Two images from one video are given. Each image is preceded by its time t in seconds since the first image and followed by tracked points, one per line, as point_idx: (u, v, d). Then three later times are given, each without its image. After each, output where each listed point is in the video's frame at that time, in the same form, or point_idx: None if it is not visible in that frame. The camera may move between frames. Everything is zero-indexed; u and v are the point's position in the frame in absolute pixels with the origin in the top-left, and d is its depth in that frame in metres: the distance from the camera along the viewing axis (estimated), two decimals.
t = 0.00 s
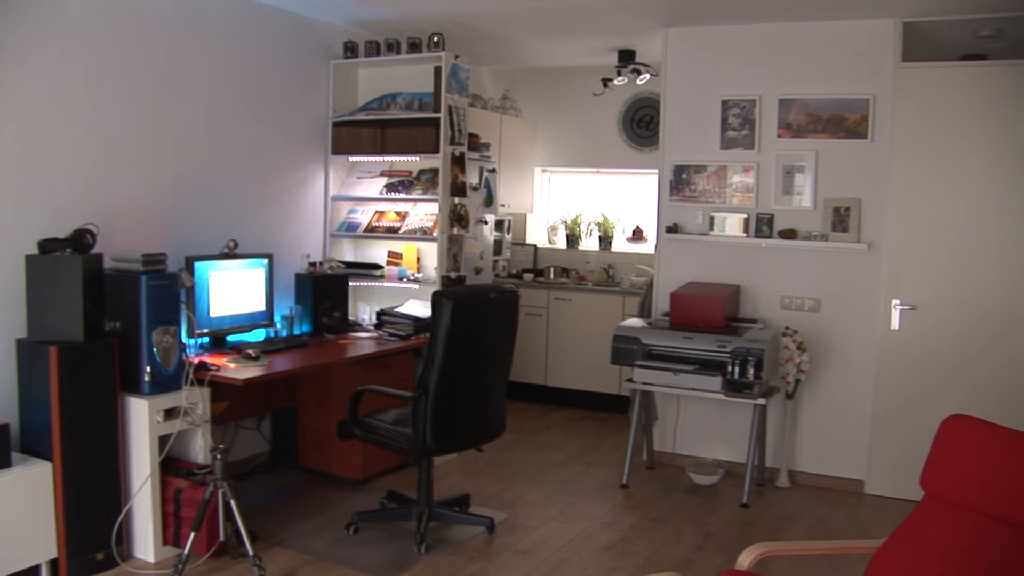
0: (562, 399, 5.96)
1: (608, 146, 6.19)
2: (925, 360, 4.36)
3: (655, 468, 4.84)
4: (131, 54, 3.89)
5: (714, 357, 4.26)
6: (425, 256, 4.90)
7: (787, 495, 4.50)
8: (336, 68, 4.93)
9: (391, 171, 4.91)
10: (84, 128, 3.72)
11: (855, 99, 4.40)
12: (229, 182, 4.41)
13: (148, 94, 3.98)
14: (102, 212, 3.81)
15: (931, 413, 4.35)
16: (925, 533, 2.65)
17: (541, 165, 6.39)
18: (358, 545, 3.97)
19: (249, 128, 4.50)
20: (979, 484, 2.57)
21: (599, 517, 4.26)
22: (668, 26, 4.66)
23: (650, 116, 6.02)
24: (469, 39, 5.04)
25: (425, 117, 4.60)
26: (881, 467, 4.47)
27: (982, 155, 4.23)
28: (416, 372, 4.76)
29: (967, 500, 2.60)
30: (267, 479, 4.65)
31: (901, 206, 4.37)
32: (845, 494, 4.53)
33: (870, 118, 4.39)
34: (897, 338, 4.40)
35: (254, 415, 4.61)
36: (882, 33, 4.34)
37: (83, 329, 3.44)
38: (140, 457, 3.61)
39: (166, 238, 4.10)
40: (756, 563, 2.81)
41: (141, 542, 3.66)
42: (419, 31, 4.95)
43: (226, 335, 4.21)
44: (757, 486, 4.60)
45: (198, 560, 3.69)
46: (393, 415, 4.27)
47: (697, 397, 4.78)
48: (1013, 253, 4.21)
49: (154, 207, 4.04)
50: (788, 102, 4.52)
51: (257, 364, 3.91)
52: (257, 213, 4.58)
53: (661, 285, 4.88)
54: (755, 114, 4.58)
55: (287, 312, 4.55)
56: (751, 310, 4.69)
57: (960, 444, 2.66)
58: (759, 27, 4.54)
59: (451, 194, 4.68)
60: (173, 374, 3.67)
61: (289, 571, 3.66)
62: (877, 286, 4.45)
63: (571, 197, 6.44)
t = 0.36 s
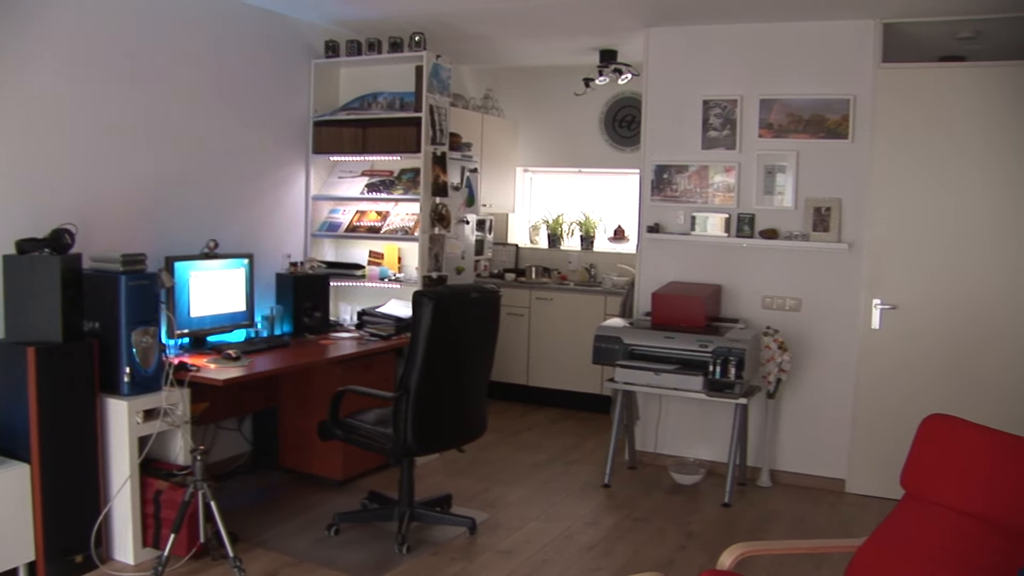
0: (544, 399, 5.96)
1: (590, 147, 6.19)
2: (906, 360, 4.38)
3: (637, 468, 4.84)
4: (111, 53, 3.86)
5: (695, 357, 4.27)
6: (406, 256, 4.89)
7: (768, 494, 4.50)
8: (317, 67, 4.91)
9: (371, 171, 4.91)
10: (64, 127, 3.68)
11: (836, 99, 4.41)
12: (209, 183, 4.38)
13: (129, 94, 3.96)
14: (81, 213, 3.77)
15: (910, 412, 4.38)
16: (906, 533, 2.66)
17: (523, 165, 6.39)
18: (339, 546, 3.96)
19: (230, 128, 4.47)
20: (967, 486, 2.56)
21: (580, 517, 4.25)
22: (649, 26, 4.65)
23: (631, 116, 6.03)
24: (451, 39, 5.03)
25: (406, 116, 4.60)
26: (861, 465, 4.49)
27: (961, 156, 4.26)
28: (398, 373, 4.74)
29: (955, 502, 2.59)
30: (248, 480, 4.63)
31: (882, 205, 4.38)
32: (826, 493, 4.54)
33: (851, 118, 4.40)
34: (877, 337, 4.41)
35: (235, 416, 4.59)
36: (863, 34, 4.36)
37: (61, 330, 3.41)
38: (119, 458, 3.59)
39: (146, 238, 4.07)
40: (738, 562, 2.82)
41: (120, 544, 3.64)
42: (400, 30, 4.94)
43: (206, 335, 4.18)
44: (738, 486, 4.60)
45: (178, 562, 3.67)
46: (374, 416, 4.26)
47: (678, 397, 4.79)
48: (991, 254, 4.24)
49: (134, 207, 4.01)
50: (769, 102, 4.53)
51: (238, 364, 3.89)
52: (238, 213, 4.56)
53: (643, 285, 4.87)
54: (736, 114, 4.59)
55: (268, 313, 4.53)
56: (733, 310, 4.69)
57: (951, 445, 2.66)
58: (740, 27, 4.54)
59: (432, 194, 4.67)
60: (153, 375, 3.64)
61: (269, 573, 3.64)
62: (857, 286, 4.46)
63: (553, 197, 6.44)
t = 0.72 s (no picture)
0: (523, 400, 5.95)
1: (569, 147, 6.19)
2: (883, 359, 4.40)
3: (616, 468, 4.84)
4: (88, 54, 3.83)
5: (674, 357, 4.27)
6: (384, 257, 4.85)
7: (746, 493, 4.51)
8: (294, 68, 4.89)
9: (349, 172, 4.88)
10: (40, 128, 3.65)
11: (812, 99, 4.43)
12: (185, 183, 4.35)
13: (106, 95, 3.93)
14: (57, 215, 3.73)
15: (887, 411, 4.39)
16: (883, 529, 2.68)
17: (501, 165, 6.38)
18: (317, 548, 3.94)
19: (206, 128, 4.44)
20: (948, 485, 2.58)
21: (560, 517, 4.25)
22: (627, 26, 4.65)
23: (609, 116, 6.03)
24: (428, 39, 5.02)
25: (384, 116, 4.58)
26: (839, 464, 4.50)
27: (935, 156, 4.29)
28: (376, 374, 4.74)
29: (937, 501, 2.60)
30: (225, 483, 4.60)
31: (858, 205, 4.40)
32: (804, 491, 4.55)
33: (827, 118, 4.42)
34: (855, 336, 4.43)
35: (212, 418, 4.56)
36: (839, 35, 4.37)
37: (36, 333, 3.38)
38: (95, 462, 3.56)
39: (122, 239, 4.04)
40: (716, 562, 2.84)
41: (97, 548, 3.61)
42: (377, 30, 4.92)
43: (183, 338, 4.16)
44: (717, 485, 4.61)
45: (155, 566, 3.64)
46: (352, 418, 4.25)
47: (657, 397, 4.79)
48: (966, 253, 4.28)
49: (111, 208, 3.98)
50: (746, 102, 4.54)
51: (215, 366, 3.87)
52: (215, 214, 4.53)
53: (621, 285, 4.87)
54: (713, 114, 4.59)
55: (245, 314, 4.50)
56: (711, 310, 4.69)
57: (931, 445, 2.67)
58: (717, 28, 4.55)
59: (410, 195, 4.66)
60: (129, 377, 3.61)
61: None
62: (834, 285, 4.47)
63: (531, 197, 6.43)
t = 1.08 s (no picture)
0: (500, 399, 5.95)
1: (545, 147, 6.20)
2: (856, 358, 4.43)
3: (592, 468, 4.84)
4: (63, 52, 3.77)
5: (649, 357, 4.27)
6: (359, 257, 4.85)
7: (722, 492, 4.53)
8: (269, 67, 4.86)
9: (324, 171, 4.87)
10: (14, 127, 3.59)
11: (786, 99, 4.45)
12: (160, 183, 4.31)
13: (82, 94, 3.88)
14: (30, 215, 3.67)
15: (861, 409, 4.42)
16: (858, 528, 2.71)
17: (477, 165, 6.38)
18: (293, 549, 3.92)
19: (181, 127, 4.40)
20: (923, 484, 2.60)
21: (536, 517, 4.25)
22: (602, 26, 4.65)
23: (585, 116, 6.05)
24: (403, 38, 5.01)
25: (359, 116, 4.57)
26: (813, 463, 4.52)
27: (907, 157, 4.32)
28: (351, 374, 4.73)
29: (912, 501, 2.63)
30: (200, 485, 4.57)
31: (833, 205, 4.42)
32: (779, 490, 4.57)
33: (802, 118, 4.44)
34: (829, 335, 4.45)
35: (187, 419, 4.53)
36: (814, 35, 4.39)
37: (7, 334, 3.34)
38: (68, 464, 3.53)
39: (96, 239, 3.99)
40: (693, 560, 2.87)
41: (70, 551, 3.58)
42: (352, 30, 4.91)
43: (157, 339, 4.13)
44: (693, 484, 4.62)
45: (130, 569, 3.61)
46: (327, 418, 4.24)
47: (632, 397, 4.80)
48: (937, 253, 4.31)
49: (85, 208, 3.93)
50: (722, 102, 4.55)
51: (190, 367, 3.85)
52: (190, 214, 4.49)
53: (597, 285, 4.87)
54: (688, 114, 4.61)
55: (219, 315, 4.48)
56: (686, 309, 4.71)
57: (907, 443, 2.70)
58: (693, 28, 4.56)
59: (385, 195, 4.65)
60: (102, 378, 3.58)
61: None
62: (809, 284, 4.49)
63: (506, 197, 6.44)
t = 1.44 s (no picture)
0: (477, 400, 5.95)
1: (523, 148, 6.20)
2: (831, 358, 4.45)
3: (569, 468, 4.85)
4: (38, 52, 3.73)
5: (626, 357, 4.28)
6: (336, 257, 4.84)
7: (699, 492, 4.54)
8: (246, 67, 4.84)
9: (301, 171, 4.85)
10: None
11: (763, 101, 4.46)
12: (135, 182, 4.27)
13: (57, 93, 3.84)
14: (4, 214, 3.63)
15: (836, 409, 4.45)
16: (833, 528, 2.73)
17: (454, 165, 6.37)
18: (269, 551, 3.90)
19: (157, 127, 4.37)
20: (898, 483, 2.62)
21: (513, 518, 4.25)
22: (580, 27, 4.66)
23: (562, 117, 6.06)
24: (381, 38, 5.00)
25: (336, 116, 4.56)
26: (789, 463, 4.54)
27: (880, 159, 4.35)
28: (327, 375, 4.73)
29: (885, 501, 2.65)
30: (176, 486, 4.55)
31: (809, 206, 4.44)
32: (755, 490, 4.59)
33: (778, 120, 4.45)
34: (804, 336, 4.47)
35: (162, 420, 4.51)
36: (790, 37, 4.41)
37: None
38: (42, 466, 3.51)
39: (70, 239, 3.95)
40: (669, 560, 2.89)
41: (44, 554, 3.55)
42: (330, 29, 4.90)
43: (133, 338, 4.10)
44: (670, 484, 4.63)
45: (104, 571, 3.57)
46: (303, 419, 4.23)
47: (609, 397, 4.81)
48: (911, 255, 4.34)
49: (60, 208, 3.89)
50: (699, 103, 4.57)
51: (165, 368, 3.83)
52: (165, 214, 4.46)
53: (574, 285, 4.88)
54: (666, 115, 4.62)
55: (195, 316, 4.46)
56: (662, 310, 4.72)
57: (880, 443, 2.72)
58: (670, 30, 4.58)
59: (362, 195, 4.64)
60: (76, 379, 3.56)
61: None
62: (785, 285, 4.51)
63: (484, 197, 6.44)
